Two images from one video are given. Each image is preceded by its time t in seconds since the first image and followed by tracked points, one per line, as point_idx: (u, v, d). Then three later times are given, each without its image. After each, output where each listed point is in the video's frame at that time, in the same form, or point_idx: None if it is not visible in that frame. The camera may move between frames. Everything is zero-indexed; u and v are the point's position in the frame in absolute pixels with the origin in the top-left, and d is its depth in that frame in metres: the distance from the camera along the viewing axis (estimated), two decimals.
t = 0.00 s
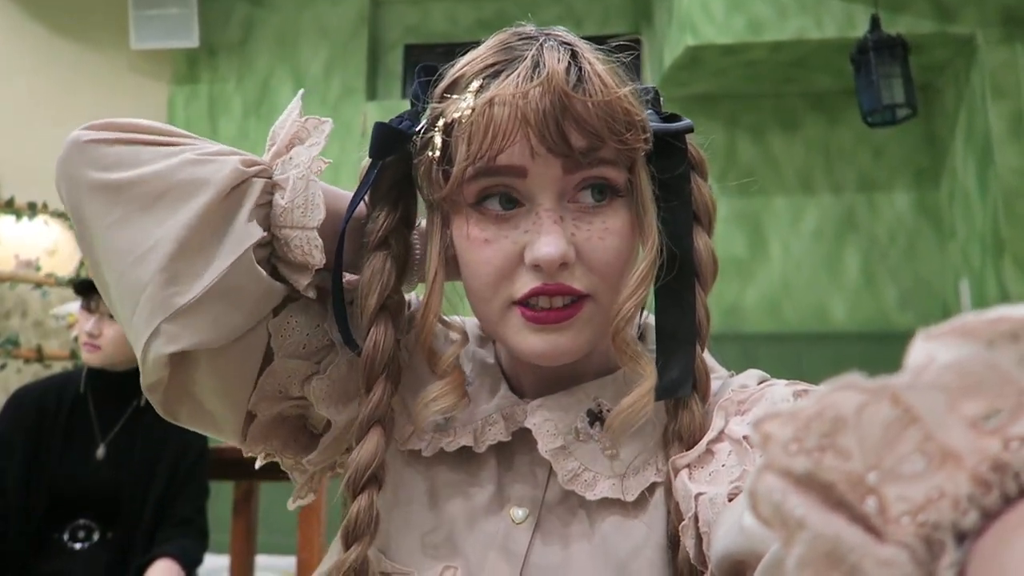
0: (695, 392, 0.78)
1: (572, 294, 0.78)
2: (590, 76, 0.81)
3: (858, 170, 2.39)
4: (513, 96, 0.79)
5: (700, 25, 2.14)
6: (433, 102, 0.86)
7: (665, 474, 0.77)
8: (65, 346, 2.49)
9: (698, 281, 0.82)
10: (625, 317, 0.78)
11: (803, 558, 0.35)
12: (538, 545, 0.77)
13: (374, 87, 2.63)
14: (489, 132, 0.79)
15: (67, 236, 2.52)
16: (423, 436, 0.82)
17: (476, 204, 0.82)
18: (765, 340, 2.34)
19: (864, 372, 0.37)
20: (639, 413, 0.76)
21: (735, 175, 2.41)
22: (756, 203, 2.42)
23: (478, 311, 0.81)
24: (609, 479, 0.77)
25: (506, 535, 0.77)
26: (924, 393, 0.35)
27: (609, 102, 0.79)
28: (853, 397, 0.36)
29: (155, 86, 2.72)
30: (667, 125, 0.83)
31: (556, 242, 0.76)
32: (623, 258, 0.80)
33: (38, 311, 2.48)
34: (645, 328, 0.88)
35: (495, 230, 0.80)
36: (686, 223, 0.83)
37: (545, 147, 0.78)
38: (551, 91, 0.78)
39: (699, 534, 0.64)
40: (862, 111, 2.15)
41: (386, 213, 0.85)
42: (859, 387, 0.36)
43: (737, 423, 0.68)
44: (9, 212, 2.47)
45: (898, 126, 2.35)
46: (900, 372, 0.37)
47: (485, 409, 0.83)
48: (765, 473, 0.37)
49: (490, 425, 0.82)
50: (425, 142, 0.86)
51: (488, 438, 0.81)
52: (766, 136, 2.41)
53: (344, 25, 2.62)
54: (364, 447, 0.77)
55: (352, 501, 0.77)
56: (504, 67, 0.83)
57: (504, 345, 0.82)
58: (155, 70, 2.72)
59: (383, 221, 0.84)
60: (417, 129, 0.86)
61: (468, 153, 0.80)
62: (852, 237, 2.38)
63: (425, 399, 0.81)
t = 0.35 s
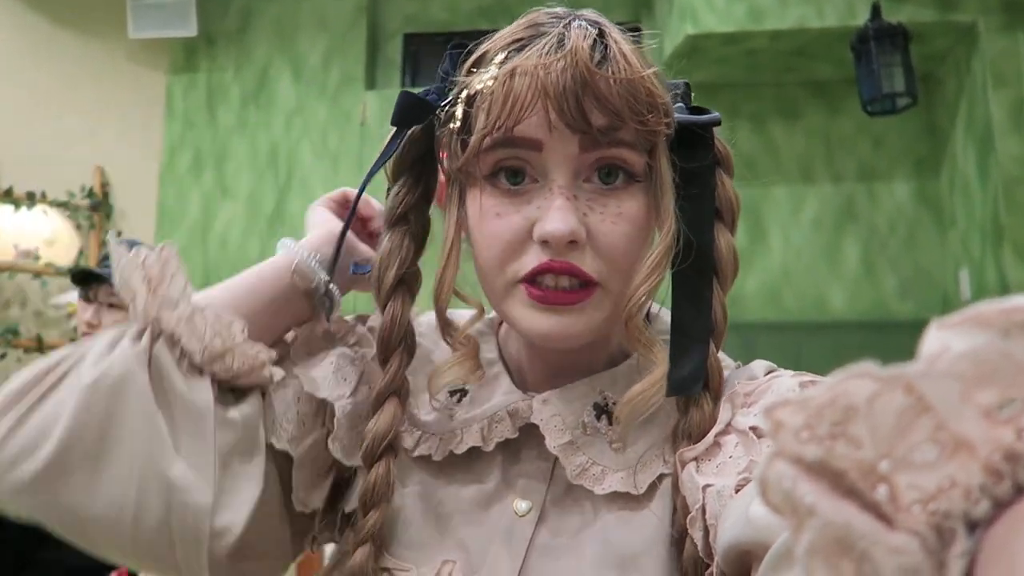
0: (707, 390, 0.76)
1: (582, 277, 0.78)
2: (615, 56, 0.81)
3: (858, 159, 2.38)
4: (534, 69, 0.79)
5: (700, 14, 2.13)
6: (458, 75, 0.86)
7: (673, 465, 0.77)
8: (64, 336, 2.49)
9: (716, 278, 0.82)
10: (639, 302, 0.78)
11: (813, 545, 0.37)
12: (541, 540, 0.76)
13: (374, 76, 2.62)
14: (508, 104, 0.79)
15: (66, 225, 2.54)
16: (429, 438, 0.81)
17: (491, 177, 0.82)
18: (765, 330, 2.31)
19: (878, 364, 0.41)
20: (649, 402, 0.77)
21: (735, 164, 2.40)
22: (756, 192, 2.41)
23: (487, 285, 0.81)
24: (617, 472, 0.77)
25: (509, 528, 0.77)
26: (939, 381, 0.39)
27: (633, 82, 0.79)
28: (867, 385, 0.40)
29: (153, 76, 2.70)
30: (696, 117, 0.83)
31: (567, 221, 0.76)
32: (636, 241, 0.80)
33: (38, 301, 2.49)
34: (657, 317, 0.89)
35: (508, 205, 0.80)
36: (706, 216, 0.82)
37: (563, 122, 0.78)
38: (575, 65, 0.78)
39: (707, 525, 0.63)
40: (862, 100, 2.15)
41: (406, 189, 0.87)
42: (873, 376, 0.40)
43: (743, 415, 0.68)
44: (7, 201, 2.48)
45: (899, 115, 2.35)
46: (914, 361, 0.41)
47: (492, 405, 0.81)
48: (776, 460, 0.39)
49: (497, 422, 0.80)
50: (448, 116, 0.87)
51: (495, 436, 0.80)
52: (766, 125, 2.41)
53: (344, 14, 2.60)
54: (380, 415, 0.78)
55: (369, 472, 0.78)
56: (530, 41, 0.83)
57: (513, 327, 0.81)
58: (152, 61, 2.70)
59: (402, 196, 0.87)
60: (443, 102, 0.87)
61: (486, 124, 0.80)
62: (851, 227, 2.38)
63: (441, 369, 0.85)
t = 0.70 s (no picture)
0: (702, 387, 0.76)
1: (568, 269, 0.75)
2: (598, 45, 0.79)
3: (858, 155, 2.38)
4: (515, 61, 0.77)
5: (701, 9, 2.13)
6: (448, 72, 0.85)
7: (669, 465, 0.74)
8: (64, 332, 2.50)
9: (709, 272, 0.81)
10: (628, 295, 0.76)
11: (814, 541, 0.36)
12: (532, 545, 0.73)
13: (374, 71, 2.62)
14: (490, 96, 0.77)
15: (64, 220, 2.49)
16: (422, 455, 0.77)
17: (477, 171, 0.80)
18: (764, 326, 2.34)
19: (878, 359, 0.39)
20: (638, 397, 0.76)
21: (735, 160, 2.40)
22: (757, 188, 2.40)
23: (478, 281, 0.80)
24: (616, 476, 0.74)
25: (499, 533, 0.73)
26: (942, 377, 0.36)
27: (616, 71, 0.77)
28: (869, 380, 0.38)
29: (153, 70, 2.70)
30: (686, 108, 0.80)
31: (550, 213, 0.74)
32: (626, 234, 0.77)
33: (38, 296, 2.50)
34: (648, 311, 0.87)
35: (494, 198, 0.78)
36: (700, 208, 0.81)
37: (544, 112, 0.76)
38: (555, 55, 0.76)
39: (704, 524, 0.63)
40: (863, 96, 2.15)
41: (399, 187, 0.88)
42: (874, 371, 0.38)
43: (740, 412, 0.68)
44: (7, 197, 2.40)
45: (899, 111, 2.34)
46: (914, 357, 0.38)
47: (484, 416, 0.77)
48: (777, 456, 0.38)
49: (490, 435, 0.77)
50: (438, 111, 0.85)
51: (490, 449, 0.76)
52: (766, 121, 2.40)
53: (343, 9, 2.60)
54: (375, 414, 0.77)
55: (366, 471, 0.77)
56: (513, 33, 0.81)
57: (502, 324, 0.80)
58: (151, 55, 2.70)
59: (394, 194, 0.87)
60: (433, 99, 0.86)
61: (470, 117, 0.79)
62: (851, 222, 2.38)
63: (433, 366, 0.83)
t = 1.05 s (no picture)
0: (697, 390, 0.76)
1: (557, 273, 0.75)
2: (582, 51, 0.79)
3: (858, 159, 2.38)
4: (499, 69, 0.78)
5: (701, 13, 2.13)
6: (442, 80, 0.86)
7: (667, 469, 0.74)
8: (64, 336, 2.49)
9: (705, 274, 0.81)
10: (617, 298, 0.76)
11: (804, 543, 0.33)
12: (529, 548, 0.73)
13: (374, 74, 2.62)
14: (477, 105, 0.78)
15: (66, 225, 2.52)
16: (420, 463, 0.77)
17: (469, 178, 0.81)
18: (763, 330, 2.35)
19: (867, 360, 0.35)
20: (635, 397, 0.76)
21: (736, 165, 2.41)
22: (756, 193, 2.41)
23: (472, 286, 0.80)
24: (614, 482, 0.74)
25: (494, 538, 0.73)
26: (932, 381, 0.33)
27: (600, 77, 0.77)
28: (858, 382, 0.34)
29: (153, 74, 2.70)
30: (676, 110, 0.80)
31: (536, 219, 0.74)
32: (616, 238, 0.77)
33: (38, 301, 2.50)
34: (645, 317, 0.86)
35: (486, 204, 0.79)
36: (690, 210, 0.81)
37: (529, 120, 0.76)
38: (537, 63, 0.77)
39: (699, 529, 0.64)
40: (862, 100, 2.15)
41: (402, 192, 0.88)
42: (864, 373, 0.34)
43: (736, 416, 0.68)
44: (8, 202, 2.43)
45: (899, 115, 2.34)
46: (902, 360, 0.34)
47: (481, 424, 0.78)
48: (766, 458, 0.35)
49: (488, 442, 0.77)
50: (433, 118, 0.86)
51: (487, 456, 0.77)
52: (766, 125, 2.41)
53: (343, 13, 2.60)
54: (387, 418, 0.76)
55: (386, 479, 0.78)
56: (500, 40, 0.81)
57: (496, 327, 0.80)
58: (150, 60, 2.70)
59: (398, 199, 0.87)
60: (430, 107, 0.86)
61: (459, 125, 0.79)
62: (852, 226, 2.37)
63: (427, 369, 0.83)
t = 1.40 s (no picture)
0: (699, 389, 0.76)
1: (559, 270, 0.75)
2: (585, 51, 0.79)
3: (858, 161, 2.38)
4: (502, 67, 0.78)
5: (701, 16, 2.14)
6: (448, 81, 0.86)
7: (667, 472, 0.74)
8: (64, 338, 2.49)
9: (706, 275, 0.81)
10: (618, 295, 0.76)
11: (803, 548, 0.32)
12: (532, 550, 0.73)
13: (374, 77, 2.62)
14: (481, 103, 0.78)
15: (66, 228, 2.52)
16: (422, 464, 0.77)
17: (473, 177, 0.81)
18: (763, 332, 2.35)
19: (868, 364, 0.35)
20: (633, 392, 0.76)
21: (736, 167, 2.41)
22: (756, 195, 2.41)
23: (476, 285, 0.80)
24: (616, 485, 0.74)
25: (495, 539, 0.73)
26: (934, 385, 0.32)
27: (602, 76, 0.77)
28: (858, 387, 0.34)
29: (153, 76, 2.70)
30: (678, 110, 0.80)
31: (539, 215, 0.74)
32: (618, 236, 0.77)
33: (38, 303, 2.50)
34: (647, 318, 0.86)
35: (488, 202, 0.79)
36: (690, 210, 0.81)
37: (532, 118, 0.76)
38: (540, 62, 0.77)
39: (700, 531, 0.64)
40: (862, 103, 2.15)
41: (408, 192, 0.88)
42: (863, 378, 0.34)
43: (737, 419, 0.68)
44: (8, 204, 2.42)
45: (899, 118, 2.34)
46: (902, 364, 0.34)
47: (482, 427, 0.77)
48: (766, 462, 0.35)
49: (490, 444, 0.77)
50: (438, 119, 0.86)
51: (488, 458, 0.76)
52: (766, 128, 2.41)
53: (344, 16, 2.60)
54: (394, 416, 0.77)
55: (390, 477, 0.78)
56: (505, 40, 0.81)
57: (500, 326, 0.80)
58: (150, 62, 2.70)
59: (404, 199, 0.88)
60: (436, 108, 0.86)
61: (463, 124, 0.79)
62: (852, 229, 2.38)
63: (431, 365, 0.83)
